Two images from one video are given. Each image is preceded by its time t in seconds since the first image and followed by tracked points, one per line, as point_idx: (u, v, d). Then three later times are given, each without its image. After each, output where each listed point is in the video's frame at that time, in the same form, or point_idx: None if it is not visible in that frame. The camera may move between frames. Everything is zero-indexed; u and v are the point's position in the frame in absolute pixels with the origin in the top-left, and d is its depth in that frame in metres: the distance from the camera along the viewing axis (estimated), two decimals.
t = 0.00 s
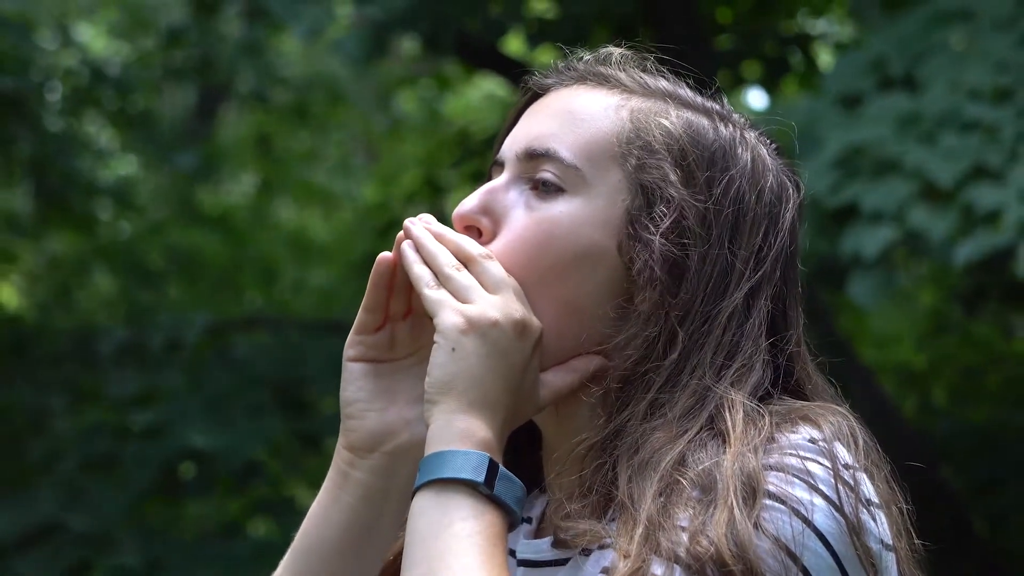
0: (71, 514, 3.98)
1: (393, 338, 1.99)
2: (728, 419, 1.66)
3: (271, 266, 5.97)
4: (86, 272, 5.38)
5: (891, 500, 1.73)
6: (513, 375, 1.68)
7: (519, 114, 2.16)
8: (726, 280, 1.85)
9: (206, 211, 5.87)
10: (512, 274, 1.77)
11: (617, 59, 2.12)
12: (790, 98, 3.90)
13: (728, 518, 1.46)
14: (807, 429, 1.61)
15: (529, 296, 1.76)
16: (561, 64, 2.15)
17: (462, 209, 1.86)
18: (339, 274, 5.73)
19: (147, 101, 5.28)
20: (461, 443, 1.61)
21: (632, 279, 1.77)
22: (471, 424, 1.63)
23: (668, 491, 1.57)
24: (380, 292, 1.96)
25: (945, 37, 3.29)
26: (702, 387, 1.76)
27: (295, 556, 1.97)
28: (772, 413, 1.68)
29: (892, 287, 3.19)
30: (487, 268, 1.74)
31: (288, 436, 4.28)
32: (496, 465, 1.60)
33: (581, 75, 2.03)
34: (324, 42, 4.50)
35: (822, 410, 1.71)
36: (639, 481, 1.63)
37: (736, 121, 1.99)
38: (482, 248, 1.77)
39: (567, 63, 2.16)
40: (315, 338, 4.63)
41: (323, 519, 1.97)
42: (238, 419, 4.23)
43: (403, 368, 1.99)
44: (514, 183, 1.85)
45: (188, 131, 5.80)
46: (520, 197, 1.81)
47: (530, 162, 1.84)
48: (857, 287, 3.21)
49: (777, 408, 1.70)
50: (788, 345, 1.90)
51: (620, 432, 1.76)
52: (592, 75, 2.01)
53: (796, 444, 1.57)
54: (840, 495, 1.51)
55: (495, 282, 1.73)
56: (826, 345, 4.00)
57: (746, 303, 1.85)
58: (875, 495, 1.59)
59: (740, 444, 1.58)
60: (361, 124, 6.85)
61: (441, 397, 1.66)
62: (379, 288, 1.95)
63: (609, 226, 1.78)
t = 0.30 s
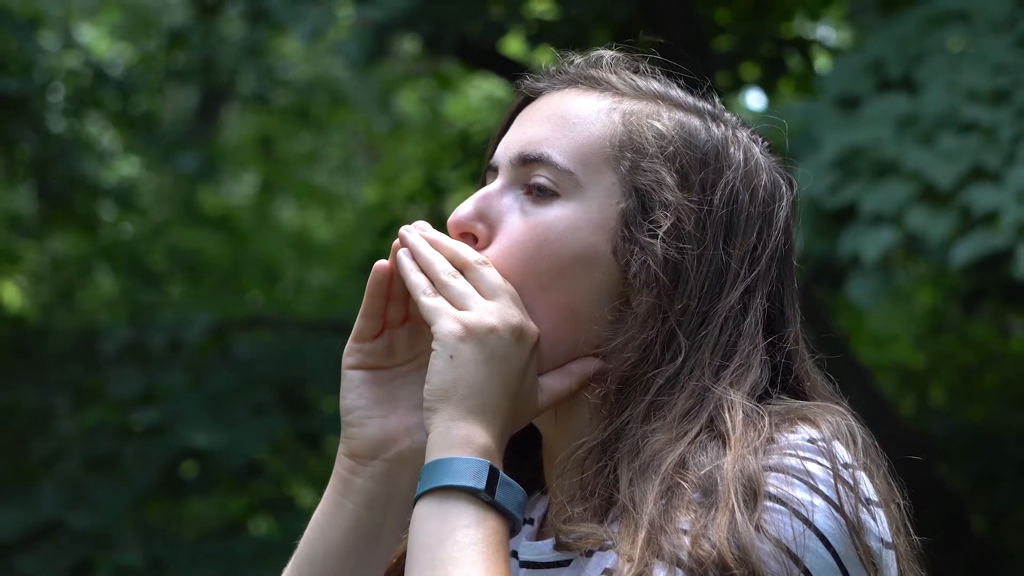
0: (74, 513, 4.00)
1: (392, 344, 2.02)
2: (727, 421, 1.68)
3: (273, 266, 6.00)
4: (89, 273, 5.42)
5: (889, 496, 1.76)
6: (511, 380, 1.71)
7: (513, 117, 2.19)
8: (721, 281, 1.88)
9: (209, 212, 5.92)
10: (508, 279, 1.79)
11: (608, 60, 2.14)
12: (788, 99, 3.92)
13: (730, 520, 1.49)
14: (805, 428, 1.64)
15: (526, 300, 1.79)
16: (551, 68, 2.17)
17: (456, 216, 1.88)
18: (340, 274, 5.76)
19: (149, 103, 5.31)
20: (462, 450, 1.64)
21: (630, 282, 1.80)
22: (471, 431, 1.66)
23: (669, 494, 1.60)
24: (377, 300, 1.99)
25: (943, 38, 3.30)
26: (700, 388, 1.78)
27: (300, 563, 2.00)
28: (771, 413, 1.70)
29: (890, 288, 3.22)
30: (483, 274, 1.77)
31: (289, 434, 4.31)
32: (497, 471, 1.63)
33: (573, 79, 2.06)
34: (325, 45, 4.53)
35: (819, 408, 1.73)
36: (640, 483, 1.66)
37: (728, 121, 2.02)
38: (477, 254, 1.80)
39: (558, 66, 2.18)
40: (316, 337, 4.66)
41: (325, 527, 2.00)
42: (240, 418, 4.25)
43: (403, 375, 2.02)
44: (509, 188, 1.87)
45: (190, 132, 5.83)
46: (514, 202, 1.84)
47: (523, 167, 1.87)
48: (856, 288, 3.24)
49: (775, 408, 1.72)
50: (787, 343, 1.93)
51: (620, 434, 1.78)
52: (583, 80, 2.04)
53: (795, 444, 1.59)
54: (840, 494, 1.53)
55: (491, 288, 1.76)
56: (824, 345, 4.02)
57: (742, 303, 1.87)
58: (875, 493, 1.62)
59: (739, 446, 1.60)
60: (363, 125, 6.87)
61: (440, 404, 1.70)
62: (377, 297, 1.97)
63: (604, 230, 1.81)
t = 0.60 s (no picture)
0: (78, 512, 4.04)
1: (394, 350, 2.05)
2: (730, 422, 1.70)
3: (274, 266, 6.03)
4: (92, 273, 5.45)
5: (892, 493, 1.79)
6: (515, 385, 1.74)
7: (511, 121, 2.22)
8: (721, 282, 1.90)
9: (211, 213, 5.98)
10: (509, 284, 1.82)
11: (602, 63, 2.17)
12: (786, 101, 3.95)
13: (736, 523, 1.51)
14: (807, 428, 1.66)
15: (528, 304, 1.82)
16: (547, 72, 2.20)
17: (456, 222, 1.91)
18: (342, 275, 5.78)
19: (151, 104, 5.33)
20: (466, 456, 1.67)
21: (630, 285, 1.83)
22: (474, 436, 1.69)
23: (674, 497, 1.62)
24: (379, 307, 2.01)
25: (940, 40, 3.33)
26: (702, 389, 1.81)
27: (306, 567, 2.03)
28: (773, 413, 1.73)
29: (888, 288, 3.25)
30: (484, 280, 1.79)
31: (290, 434, 4.32)
32: (501, 476, 1.66)
33: (569, 83, 2.09)
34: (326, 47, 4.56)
35: (820, 406, 1.76)
36: (645, 485, 1.68)
37: (723, 121, 2.04)
38: (478, 260, 1.82)
39: (554, 70, 2.21)
40: (318, 338, 4.68)
41: (331, 532, 2.03)
42: (242, 417, 4.28)
43: (405, 380, 2.05)
44: (507, 193, 1.90)
45: (193, 134, 5.85)
46: (513, 207, 1.87)
47: (522, 172, 1.89)
48: (855, 288, 3.26)
49: (777, 407, 1.75)
50: (787, 340, 1.96)
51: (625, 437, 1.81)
52: (579, 84, 2.06)
53: (798, 444, 1.62)
54: (843, 494, 1.55)
55: (493, 293, 1.78)
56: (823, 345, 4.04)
57: (742, 303, 1.90)
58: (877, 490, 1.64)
59: (741, 448, 1.63)
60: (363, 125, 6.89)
61: (443, 409, 1.72)
62: (379, 303, 2.00)
63: (605, 234, 1.83)
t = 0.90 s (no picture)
0: (81, 511, 4.07)
1: (399, 350, 2.08)
2: (734, 422, 1.73)
3: (275, 266, 6.05)
4: (94, 273, 5.48)
5: (895, 492, 1.81)
6: (519, 385, 1.77)
7: (513, 122, 2.24)
8: (723, 283, 1.93)
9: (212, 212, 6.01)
10: (513, 286, 1.85)
11: (604, 64, 2.19)
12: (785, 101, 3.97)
13: (740, 523, 1.54)
14: (810, 428, 1.69)
15: (532, 306, 1.84)
16: (549, 73, 2.23)
17: (461, 224, 1.93)
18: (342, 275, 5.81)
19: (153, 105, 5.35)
20: (472, 456, 1.70)
21: (634, 287, 1.85)
22: (479, 436, 1.71)
23: (679, 497, 1.65)
24: (384, 307, 2.05)
25: (938, 41, 3.35)
26: (706, 389, 1.84)
27: (312, 567, 2.05)
28: (776, 413, 1.75)
29: (885, 288, 3.27)
30: (488, 281, 1.81)
31: (292, 432, 4.32)
32: (506, 476, 1.68)
33: (571, 85, 2.11)
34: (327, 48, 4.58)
35: (823, 406, 1.78)
36: (649, 485, 1.71)
37: (725, 121, 2.07)
38: (481, 261, 1.85)
39: (556, 72, 2.23)
40: (319, 338, 4.70)
41: (337, 531, 2.05)
42: (244, 416, 4.30)
43: (411, 381, 2.08)
44: (511, 195, 1.92)
45: (195, 134, 5.87)
46: (517, 209, 1.89)
47: (525, 173, 1.92)
48: (852, 288, 3.29)
49: (779, 407, 1.78)
50: (790, 340, 1.99)
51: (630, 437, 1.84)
52: (581, 85, 2.09)
53: (802, 444, 1.64)
54: (847, 494, 1.58)
55: (497, 294, 1.81)
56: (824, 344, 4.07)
57: (744, 303, 1.93)
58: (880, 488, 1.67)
59: (745, 448, 1.65)
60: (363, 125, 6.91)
61: (448, 409, 1.75)
62: (383, 304, 2.04)
63: (608, 235, 1.86)
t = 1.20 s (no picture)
0: (83, 510, 4.09)
1: (408, 349, 2.10)
2: (739, 422, 1.75)
3: (275, 266, 6.08)
4: (95, 273, 5.50)
5: (899, 492, 1.83)
6: (526, 385, 1.79)
7: (520, 123, 2.26)
8: (729, 283, 1.95)
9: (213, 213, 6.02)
10: (521, 286, 1.87)
11: (612, 66, 2.21)
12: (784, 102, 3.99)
13: (745, 522, 1.56)
14: (816, 428, 1.71)
15: (539, 306, 1.86)
16: (557, 75, 2.25)
17: (468, 224, 1.95)
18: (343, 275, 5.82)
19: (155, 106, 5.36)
20: (479, 455, 1.71)
21: (640, 287, 1.87)
22: (486, 436, 1.73)
23: (685, 495, 1.67)
24: (392, 307, 2.06)
25: (936, 43, 3.37)
26: (712, 389, 1.86)
27: (320, 564, 2.07)
28: (782, 414, 1.77)
29: (884, 287, 3.30)
30: (496, 281, 1.83)
31: (293, 432, 4.32)
32: (512, 475, 1.70)
33: (578, 86, 2.13)
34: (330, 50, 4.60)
35: (828, 406, 1.80)
36: (656, 484, 1.73)
37: (732, 123, 2.09)
38: (489, 261, 1.87)
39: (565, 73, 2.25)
40: (321, 338, 4.72)
41: (345, 529, 2.07)
42: (245, 415, 4.32)
43: (418, 380, 2.10)
44: (519, 195, 1.94)
45: (197, 135, 5.88)
46: (524, 209, 1.91)
47: (533, 174, 1.94)
48: (850, 287, 3.31)
49: (785, 407, 1.80)
50: (795, 341, 2.01)
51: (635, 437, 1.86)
52: (589, 87, 2.11)
53: (808, 444, 1.66)
54: (852, 493, 1.60)
55: (504, 294, 1.83)
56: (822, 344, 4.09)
57: (750, 304, 1.95)
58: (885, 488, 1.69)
59: (751, 447, 1.68)
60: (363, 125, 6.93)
61: (456, 408, 1.77)
62: (392, 304, 2.05)
63: (615, 236, 1.88)
